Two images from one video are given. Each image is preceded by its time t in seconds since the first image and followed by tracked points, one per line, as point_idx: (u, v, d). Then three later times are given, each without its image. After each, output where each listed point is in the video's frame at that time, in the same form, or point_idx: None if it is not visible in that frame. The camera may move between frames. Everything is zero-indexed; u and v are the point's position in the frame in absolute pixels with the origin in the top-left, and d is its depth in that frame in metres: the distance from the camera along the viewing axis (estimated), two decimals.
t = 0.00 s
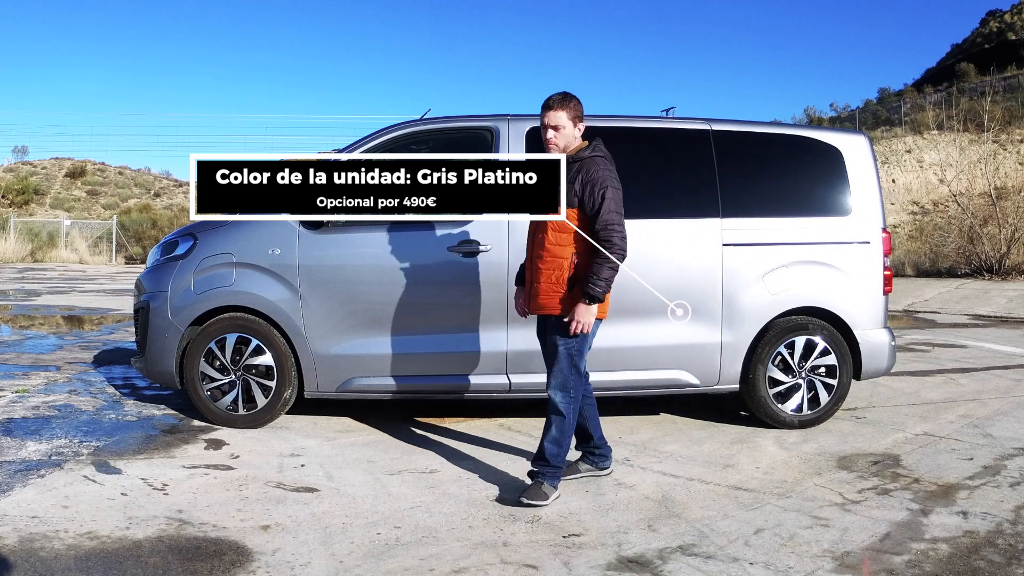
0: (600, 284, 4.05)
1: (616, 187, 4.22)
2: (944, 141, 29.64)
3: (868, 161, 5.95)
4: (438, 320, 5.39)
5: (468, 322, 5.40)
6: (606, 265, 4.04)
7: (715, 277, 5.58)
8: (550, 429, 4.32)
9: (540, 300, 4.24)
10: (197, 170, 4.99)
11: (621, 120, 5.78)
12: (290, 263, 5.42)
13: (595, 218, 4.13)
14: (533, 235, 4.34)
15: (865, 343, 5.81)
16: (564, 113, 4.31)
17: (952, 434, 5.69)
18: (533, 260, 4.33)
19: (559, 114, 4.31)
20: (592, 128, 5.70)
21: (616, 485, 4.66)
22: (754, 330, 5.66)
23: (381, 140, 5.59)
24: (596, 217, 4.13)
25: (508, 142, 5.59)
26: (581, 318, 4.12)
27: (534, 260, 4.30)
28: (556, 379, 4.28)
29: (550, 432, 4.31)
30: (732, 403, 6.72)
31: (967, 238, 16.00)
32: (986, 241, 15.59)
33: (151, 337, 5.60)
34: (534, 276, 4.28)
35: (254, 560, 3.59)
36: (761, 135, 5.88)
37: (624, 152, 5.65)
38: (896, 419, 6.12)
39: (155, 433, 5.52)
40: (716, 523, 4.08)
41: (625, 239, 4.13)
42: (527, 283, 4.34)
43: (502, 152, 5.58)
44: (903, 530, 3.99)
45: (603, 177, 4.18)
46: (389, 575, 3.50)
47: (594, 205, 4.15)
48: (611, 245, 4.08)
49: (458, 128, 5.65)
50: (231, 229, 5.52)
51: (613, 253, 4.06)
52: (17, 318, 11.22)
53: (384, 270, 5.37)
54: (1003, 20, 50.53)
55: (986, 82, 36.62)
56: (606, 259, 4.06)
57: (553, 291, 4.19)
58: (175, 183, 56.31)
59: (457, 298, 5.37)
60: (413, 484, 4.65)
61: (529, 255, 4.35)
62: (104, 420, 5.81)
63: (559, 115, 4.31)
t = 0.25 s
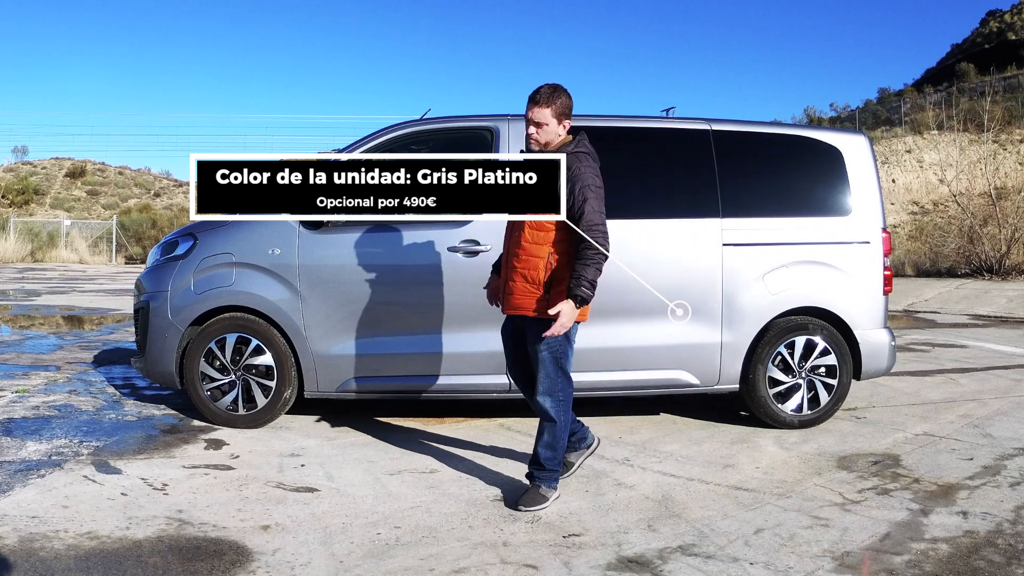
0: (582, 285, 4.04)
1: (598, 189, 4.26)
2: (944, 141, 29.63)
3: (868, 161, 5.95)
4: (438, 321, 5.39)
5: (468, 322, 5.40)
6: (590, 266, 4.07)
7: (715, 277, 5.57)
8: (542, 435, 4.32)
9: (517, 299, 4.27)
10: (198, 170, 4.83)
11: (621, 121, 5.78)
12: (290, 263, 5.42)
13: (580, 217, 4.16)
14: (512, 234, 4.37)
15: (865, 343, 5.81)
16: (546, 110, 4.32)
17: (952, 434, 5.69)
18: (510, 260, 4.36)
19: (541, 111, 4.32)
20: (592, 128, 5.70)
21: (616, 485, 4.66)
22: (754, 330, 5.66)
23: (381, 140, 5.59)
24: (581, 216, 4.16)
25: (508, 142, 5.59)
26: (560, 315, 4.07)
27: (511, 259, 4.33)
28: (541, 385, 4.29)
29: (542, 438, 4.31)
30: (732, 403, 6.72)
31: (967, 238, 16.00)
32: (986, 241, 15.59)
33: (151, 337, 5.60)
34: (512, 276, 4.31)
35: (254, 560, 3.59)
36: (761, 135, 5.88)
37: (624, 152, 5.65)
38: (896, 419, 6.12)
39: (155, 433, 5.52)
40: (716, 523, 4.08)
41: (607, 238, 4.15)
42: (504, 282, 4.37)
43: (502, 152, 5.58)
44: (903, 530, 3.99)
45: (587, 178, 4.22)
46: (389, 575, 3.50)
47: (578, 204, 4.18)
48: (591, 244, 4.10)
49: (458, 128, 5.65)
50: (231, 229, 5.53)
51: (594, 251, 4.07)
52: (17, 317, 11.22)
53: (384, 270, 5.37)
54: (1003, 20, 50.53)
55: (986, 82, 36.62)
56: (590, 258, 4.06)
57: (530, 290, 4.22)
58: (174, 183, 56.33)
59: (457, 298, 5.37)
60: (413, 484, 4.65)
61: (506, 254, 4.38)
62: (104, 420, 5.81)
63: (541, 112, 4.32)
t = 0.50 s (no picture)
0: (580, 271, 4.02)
1: (590, 184, 4.30)
2: (944, 141, 29.63)
3: (868, 161, 5.95)
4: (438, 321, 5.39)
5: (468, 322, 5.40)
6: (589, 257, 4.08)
7: (715, 277, 5.57)
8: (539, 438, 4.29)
9: (511, 301, 4.22)
10: (198, 170, 4.82)
11: (621, 121, 5.78)
12: (290, 263, 5.42)
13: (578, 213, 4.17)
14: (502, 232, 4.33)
15: (865, 343, 5.81)
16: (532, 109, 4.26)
17: (951, 434, 5.69)
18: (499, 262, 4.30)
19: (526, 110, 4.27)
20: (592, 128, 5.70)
21: (616, 485, 4.66)
22: (754, 330, 5.66)
23: (381, 140, 5.59)
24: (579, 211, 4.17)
25: (508, 142, 5.59)
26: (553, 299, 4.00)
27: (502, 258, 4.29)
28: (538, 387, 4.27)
29: (541, 440, 4.29)
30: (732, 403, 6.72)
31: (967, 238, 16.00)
32: (986, 241, 15.59)
33: (151, 337, 5.60)
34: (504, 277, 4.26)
35: (254, 560, 3.59)
36: (761, 135, 5.88)
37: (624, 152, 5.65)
38: (896, 419, 6.12)
39: (155, 433, 5.52)
40: (716, 523, 4.08)
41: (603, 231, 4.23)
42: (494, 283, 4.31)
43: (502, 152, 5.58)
44: (903, 530, 3.99)
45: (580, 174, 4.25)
46: (389, 575, 3.50)
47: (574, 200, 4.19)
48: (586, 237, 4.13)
49: (458, 128, 5.65)
50: (231, 229, 5.53)
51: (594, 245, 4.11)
52: (17, 317, 11.22)
53: (384, 270, 5.37)
54: (1003, 20, 50.53)
55: (986, 82, 36.62)
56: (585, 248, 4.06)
57: (524, 287, 4.18)
58: (174, 182, 56.33)
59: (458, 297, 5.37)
60: (413, 485, 4.65)
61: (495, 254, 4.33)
62: (104, 420, 5.81)
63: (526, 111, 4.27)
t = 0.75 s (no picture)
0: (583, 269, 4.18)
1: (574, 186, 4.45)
2: (944, 141, 29.63)
3: (868, 161, 5.95)
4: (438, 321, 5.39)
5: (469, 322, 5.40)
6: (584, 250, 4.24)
7: (715, 277, 5.57)
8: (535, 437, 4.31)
9: (507, 303, 4.22)
10: (198, 170, 4.81)
11: (621, 121, 5.78)
12: (290, 263, 5.42)
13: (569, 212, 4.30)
14: (484, 234, 4.29)
15: (865, 343, 5.80)
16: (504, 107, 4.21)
17: (951, 434, 5.69)
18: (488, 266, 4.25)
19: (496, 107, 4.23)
20: (592, 128, 5.70)
21: (616, 485, 4.66)
22: (754, 330, 5.66)
23: (382, 140, 5.59)
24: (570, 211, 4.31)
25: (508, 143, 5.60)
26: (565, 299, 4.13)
27: (488, 261, 4.24)
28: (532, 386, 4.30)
29: (540, 439, 4.31)
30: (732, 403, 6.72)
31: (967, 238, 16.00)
32: (986, 241, 15.59)
33: (151, 337, 5.60)
34: (492, 280, 4.22)
35: (254, 560, 3.59)
36: (761, 135, 5.88)
37: (624, 152, 5.66)
38: (896, 419, 6.12)
39: (155, 433, 5.52)
40: (716, 523, 4.08)
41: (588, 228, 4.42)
42: (479, 286, 4.25)
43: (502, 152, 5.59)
44: (903, 530, 3.99)
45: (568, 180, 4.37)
46: (389, 575, 3.50)
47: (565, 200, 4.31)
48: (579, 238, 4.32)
49: (459, 128, 5.65)
50: (231, 229, 5.54)
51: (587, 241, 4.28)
52: (17, 317, 11.22)
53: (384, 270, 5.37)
54: (1003, 20, 50.53)
55: (986, 82, 36.62)
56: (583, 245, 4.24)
57: (522, 288, 4.21)
58: (174, 182, 56.32)
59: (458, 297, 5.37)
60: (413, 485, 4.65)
61: (477, 256, 4.27)
62: (104, 420, 5.81)
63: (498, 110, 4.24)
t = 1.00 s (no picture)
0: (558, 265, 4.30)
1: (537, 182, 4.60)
2: (944, 141, 29.64)
3: (868, 161, 5.95)
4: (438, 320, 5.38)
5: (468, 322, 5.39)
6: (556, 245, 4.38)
7: (715, 277, 5.57)
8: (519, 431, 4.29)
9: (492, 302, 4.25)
10: (198, 170, 4.82)
11: (620, 121, 5.78)
12: (290, 263, 5.42)
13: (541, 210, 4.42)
14: (458, 237, 4.28)
15: (865, 343, 5.80)
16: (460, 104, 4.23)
17: (952, 434, 5.69)
18: (470, 267, 4.25)
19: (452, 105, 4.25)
20: (592, 128, 5.70)
21: (616, 485, 4.66)
22: (754, 330, 5.66)
23: (381, 140, 5.60)
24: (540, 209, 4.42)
25: (508, 143, 5.60)
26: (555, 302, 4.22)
27: (467, 263, 4.25)
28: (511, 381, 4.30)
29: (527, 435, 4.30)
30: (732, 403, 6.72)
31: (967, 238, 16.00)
32: (986, 241, 15.59)
33: (151, 337, 5.60)
34: (475, 281, 4.23)
35: (254, 560, 3.59)
36: (761, 135, 5.88)
37: (624, 152, 5.66)
38: (896, 419, 6.12)
39: (155, 433, 5.52)
40: (716, 523, 4.08)
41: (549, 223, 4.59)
42: (459, 288, 4.24)
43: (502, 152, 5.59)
44: (903, 530, 3.99)
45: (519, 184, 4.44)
46: (389, 575, 3.50)
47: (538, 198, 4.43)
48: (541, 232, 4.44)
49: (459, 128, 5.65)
50: (231, 229, 5.54)
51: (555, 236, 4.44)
52: (17, 317, 11.22)
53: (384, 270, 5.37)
54: (1002, 20, 50.53)
55: (986, 82, 36.62)
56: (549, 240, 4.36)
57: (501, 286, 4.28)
58: (174, 182, 56.32)
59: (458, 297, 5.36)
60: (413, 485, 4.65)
61: (455, 260, 4.25)
62: (104, 420, 5.80)
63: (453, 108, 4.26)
